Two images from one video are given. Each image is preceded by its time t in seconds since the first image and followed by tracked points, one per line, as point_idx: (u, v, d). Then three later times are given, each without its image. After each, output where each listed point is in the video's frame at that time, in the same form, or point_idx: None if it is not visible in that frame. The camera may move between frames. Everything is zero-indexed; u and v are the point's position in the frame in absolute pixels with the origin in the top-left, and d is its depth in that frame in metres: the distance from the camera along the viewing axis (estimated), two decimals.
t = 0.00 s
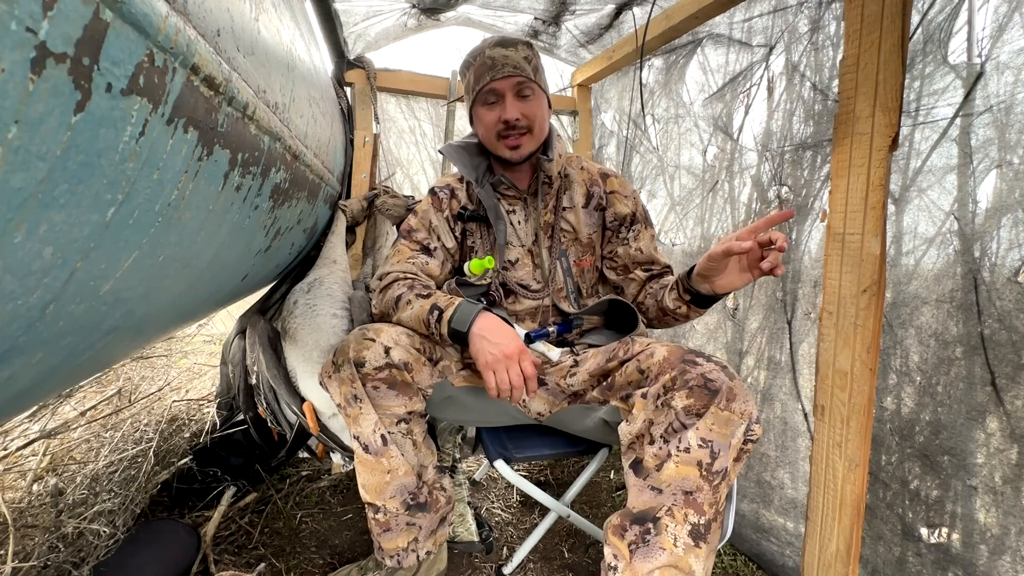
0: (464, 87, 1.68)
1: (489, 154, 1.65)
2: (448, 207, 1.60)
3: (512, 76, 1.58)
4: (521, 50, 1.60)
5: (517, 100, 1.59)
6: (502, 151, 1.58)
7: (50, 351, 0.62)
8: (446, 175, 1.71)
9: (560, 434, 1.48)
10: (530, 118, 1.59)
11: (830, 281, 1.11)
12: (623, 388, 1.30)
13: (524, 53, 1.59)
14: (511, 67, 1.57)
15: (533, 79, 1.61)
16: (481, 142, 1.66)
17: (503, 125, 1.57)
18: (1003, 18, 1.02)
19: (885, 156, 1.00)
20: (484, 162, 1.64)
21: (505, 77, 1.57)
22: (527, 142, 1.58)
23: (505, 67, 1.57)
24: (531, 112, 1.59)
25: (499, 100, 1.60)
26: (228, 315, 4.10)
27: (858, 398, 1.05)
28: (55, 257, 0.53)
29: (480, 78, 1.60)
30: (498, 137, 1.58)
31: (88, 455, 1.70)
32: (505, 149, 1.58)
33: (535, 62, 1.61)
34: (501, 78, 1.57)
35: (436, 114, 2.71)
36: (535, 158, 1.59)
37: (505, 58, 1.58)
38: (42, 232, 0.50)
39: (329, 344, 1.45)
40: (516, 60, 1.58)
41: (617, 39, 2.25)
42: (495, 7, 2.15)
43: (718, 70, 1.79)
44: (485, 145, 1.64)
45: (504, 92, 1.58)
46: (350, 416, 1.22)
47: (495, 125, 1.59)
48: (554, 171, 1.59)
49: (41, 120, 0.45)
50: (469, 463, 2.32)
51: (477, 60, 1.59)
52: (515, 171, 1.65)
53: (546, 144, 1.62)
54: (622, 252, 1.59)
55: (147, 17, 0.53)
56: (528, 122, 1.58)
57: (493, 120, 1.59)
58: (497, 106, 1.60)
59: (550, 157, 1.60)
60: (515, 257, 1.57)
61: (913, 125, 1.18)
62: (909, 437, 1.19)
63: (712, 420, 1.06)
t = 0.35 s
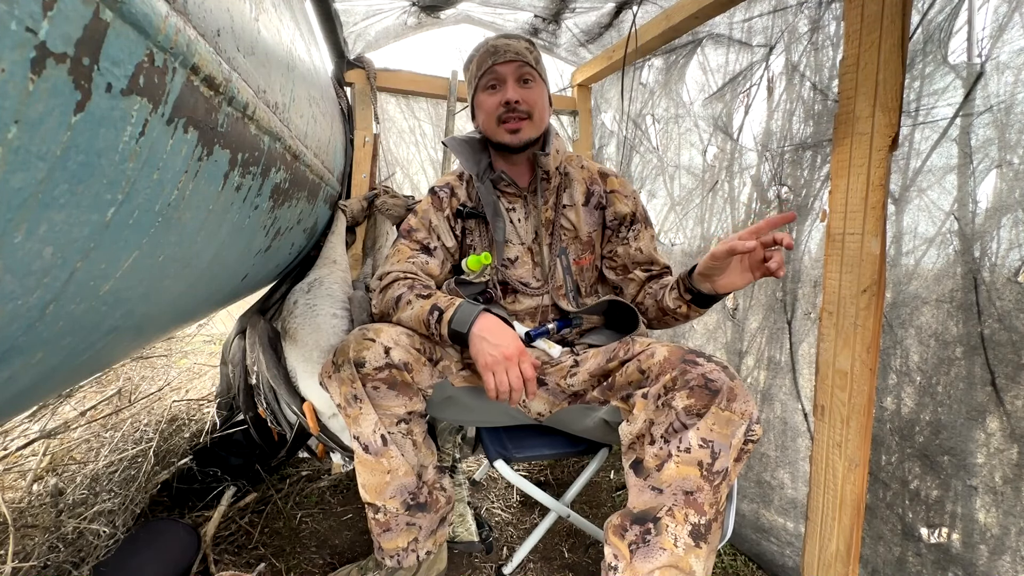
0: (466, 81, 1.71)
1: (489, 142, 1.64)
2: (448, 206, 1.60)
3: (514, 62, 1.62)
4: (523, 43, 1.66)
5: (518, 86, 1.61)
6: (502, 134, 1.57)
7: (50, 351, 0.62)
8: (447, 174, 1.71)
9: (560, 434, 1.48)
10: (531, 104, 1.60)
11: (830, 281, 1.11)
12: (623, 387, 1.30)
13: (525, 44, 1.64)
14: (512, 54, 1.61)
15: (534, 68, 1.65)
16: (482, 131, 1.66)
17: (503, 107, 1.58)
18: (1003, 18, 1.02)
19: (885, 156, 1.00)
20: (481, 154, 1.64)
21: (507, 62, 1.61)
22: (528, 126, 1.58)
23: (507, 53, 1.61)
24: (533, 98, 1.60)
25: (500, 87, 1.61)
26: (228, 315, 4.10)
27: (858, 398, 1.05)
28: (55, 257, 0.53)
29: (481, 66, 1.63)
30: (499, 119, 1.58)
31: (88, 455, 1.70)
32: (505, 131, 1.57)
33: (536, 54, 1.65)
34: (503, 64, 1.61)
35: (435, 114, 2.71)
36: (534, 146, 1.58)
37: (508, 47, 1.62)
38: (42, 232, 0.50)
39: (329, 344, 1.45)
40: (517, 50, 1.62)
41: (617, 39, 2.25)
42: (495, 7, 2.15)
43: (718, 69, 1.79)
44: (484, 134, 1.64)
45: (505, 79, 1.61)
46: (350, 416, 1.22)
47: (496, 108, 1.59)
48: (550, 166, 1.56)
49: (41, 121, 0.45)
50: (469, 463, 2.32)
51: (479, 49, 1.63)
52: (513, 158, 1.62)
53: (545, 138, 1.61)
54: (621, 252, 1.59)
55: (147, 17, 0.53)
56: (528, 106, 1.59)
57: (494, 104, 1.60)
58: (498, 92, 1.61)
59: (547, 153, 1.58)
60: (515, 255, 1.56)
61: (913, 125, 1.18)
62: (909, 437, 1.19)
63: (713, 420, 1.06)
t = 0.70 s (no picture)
0: (469, 82, 1.69)
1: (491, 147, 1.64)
2: (448, 206, 1.60)
3: (516, 69, 1.59)
4: (525, 46, 1.62)
5: (521, 93, 1.59)
6: (505, 143, 1.57)
7: (50, 351, 0.62)
8: (447, 174, 1.71)
9: (560, 434, 1.48)
10: (533, 112, 1.58)
11: (830, 281, 1.11)
12: (623, 387, 1.30)
13: (528, 49, 1.61)
14: (515, 61, 1.58)
15: (537, 74, 1.62)
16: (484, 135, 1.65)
17: (506, 116, 1.56)
18: (1003, 18, 1.02)
19: (886, 156, 1.00)
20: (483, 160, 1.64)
21: (510, 70, 1.58)
22: (530, 134, 1.57)
23: (510, 60, 1.58)
24: (535, 106, 1.59)
25: (503, 94, 1.60)
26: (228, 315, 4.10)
27: (858, 398, 1.05)
28: (55, 257, 0.53)
29: (484, 72, 1.61)
30: (501, 128, 1.57)
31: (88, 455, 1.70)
32: (507, 139, 1.57)
33: (539, 58, 1.63)
34: (505, 71, 1.58)
35: (435, 114, 2.71)
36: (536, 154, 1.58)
37: (510, 53, 1.59)
38: (43, 232, 0.50)
39: (329, 344, 1.45)
40: (520, 55, 1.59)
41: (617, 39, 2.25)
42: (495, 7, 2.15)
43: (718, 70, 1.79)
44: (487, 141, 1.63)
45: (508, 85, 1.59)
46: (350, 416, 1.22)
47: (498, 116, 1.58)
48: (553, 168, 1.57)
49: (41, 120, 0.44)
50: (469, 463, 2.32)
51: (482, 53, 1.60)
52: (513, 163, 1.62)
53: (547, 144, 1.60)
54: (621, 252, 1.60)
55: (147, 17, 0.53)
56: (531, 115, 1.57)
57: (497, 112, 1.58)
58: (501, 99, 1.60)
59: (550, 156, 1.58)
60: (516, 256, 1.56)
61: (913, 125, 1.18)
62: (909, 437, 1.19)
63: (713, 420, 1.06)
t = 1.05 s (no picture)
0: (472, 100, 1.63)
1: (505, 167, 1.62)
2: (450, 207, 1.60)
3: (524, 88, 1.55)
4: (529, 59, 1.57)
5: (531, 112, 1.56)
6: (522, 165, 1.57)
7: (50, 351, 0.62)
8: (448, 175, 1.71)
9: (560, 434, 1.47)
10: (546, 130, 1.56)
11: (830, 281, 1.11)
12: (623, 387, 1.30)
13: (533, 63, 1.56)
14: (523, 80, 1.54)
15: (545, 87, 1.58)
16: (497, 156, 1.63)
17: (520, 139, 1.54)
18: (1003, 19, 1.02)
19: (885, 156, 1.00)
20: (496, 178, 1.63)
21: (519, 91, 1.54)
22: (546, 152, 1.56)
23: (517, 80, 1.53)
24: (547, 122, 1.57)
25: (513, 114, 1.56)
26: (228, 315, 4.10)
27: (859, 398, 1.05)
28: (55, 257, 0.53)
29: (491, 93, 1.56)
30: (516, 151, 1.55)
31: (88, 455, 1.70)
32: (523, 160, 1.56)
33: (543, 68, 1.57)
34: (514, 93, 1.54)
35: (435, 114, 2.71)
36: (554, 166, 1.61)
37: (515, 70, 1.54)
38: (43, 232, 0.50)
39: (329, 344, 1.45)
40: (526, 71, 1.55)
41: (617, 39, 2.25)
42: (495, 7, 2.15)
43: (718, 70, 1.79)
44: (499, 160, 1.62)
45: (518, 106, 1.55)
46: (350, 416, 1.22)
47: (512, 139, 1.56)
48: (568, 172, 1.61)
49: (41, 120, 0.44)
50: (469, 463, 2.32)
51: (487, 74, 1.54)
52: (528, 177, 1.62)
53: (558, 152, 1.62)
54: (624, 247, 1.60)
55: (147, 17, 0.53)
56: (544, 134, 1.56)
57: (510, 134, 1.56)
58: (512, 120, 1.56)
59: (565, 160, 1.63)
60: (518, 257, 1.57)
61: (913, 125, 1.18)
62: (909, 437, 1.19)
63: (712, 420, 1.06)
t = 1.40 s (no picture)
0: (473, 108, 1.62)
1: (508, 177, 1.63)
2: (450, 208, 1.60)
3: (527, 100, 1.53)
4: (531, 69, 1.55)
5: (534, 123, 1.55)
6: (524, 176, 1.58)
7: (50, 351, 0.62)
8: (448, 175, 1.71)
9: (560, 434, 1.47)
10: (549, 140, 1.56)
11: (830, 281, 1.11)
12: (623, 387, 1.30)
13: (535, 74, 1.54)
14: (525, 93, 1.52)
15: (548, 98, 1.57)
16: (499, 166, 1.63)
17: (522, 152, 1.54)
18: (1004, 19, 1.02)
19: (885, 156, 1.00)
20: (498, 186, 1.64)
21: (521, 103, 1.52)
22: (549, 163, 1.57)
23: (520, 93, 1.52)
24: (550, 132, 1.57)
25: (515, 126, 1.56)
26: (228, 314, 4.10)
27: (858, 398, 1.05)
28: (55, 257, 0.53)
29: (493, 104, 1.55)
30: (519, 162, 1.56)
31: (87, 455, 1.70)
32: (527, 172, 1.57)
33: (546, 79, 1.56)
34: (517, 105, 1.52)
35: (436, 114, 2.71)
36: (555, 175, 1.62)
37: (518, 82, 1.52)
38: (42, 232, 0.50)
39: (329, 344, 1.45)
40: (528, 83, 1.53)
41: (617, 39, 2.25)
42: (495, 7, 2.15)
43: (719, 70, 1.79)
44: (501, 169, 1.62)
45: (521, 118, 1.54)
46: (350, 416, 1.22)
47: (515, 151, 1.56)
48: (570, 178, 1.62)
49: (41, 120, 0.44)
50: (469, 463, 2.32)
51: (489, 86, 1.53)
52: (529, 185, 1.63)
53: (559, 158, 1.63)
54: (621, 245, 1.60)
55: (147, 17, 0.53)
56: (547, 145, 1.55)
57: (512, 146, 1.55)
58: (515, 132, 1.55)
59: (566, 165, 1.63)
60: (519, 258, 1.57)
61: (913, 125, 1.18)
62: (909, 437, 1.19)
63: (712, 420, 1.06)
